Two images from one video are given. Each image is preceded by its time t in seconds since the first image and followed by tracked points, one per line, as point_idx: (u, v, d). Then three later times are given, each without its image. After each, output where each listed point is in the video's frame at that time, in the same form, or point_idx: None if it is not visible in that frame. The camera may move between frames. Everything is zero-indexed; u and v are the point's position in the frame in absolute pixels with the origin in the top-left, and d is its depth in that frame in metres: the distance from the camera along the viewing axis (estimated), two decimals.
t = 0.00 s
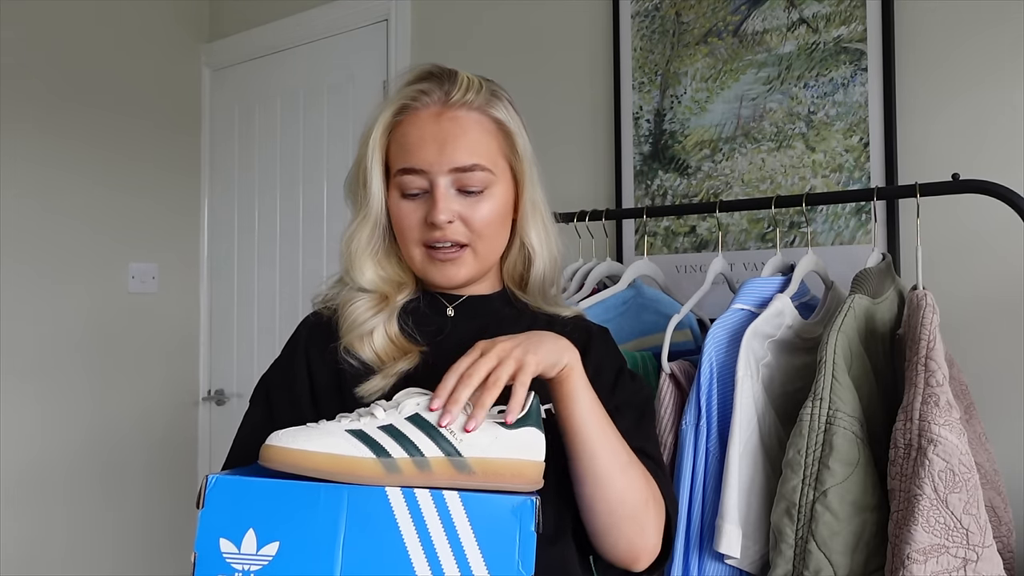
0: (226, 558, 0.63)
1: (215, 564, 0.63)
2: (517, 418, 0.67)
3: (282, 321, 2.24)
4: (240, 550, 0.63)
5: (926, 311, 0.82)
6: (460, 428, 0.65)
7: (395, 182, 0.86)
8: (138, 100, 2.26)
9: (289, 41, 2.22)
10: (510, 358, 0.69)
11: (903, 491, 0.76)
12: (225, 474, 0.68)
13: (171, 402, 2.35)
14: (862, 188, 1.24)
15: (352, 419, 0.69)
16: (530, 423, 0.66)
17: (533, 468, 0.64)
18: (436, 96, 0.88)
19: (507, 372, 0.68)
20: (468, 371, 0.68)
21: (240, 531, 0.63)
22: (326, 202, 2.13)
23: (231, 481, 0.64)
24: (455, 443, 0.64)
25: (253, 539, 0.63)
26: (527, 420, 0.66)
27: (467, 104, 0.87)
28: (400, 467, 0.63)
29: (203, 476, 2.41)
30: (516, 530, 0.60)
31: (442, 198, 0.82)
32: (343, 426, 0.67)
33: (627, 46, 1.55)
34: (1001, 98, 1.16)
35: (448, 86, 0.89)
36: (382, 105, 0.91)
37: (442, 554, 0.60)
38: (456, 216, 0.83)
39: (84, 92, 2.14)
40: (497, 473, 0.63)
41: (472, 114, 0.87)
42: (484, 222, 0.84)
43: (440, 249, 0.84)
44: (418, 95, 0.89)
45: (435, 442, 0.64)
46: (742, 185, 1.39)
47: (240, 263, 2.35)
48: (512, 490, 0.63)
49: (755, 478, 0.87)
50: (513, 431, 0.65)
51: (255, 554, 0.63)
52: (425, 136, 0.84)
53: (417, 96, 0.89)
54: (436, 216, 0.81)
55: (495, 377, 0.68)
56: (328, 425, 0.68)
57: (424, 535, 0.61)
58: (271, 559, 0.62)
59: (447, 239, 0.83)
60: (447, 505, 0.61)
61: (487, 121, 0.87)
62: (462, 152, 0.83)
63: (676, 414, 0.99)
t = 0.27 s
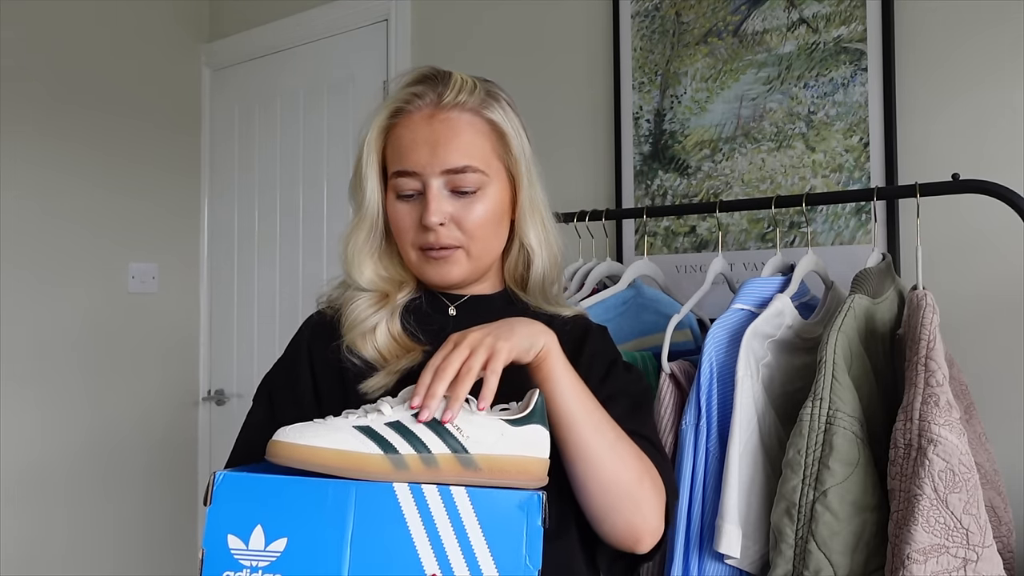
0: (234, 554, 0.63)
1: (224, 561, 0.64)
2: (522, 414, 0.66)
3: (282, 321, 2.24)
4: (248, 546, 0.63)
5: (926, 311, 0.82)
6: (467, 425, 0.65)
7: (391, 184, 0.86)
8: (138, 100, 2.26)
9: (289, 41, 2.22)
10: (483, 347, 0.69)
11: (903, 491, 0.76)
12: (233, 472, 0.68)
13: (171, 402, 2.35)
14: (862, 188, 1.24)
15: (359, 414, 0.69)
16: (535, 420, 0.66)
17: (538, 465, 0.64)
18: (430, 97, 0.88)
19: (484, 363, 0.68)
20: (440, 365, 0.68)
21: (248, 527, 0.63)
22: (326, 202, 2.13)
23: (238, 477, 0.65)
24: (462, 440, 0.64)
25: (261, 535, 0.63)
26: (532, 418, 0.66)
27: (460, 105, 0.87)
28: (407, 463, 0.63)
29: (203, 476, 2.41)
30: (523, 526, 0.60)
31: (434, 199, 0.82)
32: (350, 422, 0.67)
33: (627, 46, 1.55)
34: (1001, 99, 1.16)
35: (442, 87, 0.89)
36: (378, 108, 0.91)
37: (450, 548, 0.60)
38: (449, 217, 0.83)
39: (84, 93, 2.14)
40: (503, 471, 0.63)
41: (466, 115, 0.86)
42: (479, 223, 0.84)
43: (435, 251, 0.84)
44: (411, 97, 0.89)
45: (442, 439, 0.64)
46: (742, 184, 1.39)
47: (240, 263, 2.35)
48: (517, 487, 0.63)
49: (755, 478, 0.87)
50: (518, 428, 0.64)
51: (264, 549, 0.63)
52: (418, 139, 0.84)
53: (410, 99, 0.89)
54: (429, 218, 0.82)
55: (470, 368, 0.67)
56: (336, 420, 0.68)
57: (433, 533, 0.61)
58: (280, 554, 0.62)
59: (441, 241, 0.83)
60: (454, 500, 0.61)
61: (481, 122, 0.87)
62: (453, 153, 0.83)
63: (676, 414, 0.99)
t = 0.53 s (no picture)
0: (250, 541, 0.63)
1: (239, 547, 0.63)
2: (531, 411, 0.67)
3: (283, 321, 2.24)
4: (264, 534, 0.62)
5: (926, 311, 0.82)
6: (482, 419, 0.65)
7: (395, 184, 0.86)
8: (138, 100, 2.27)
9: (289, 41, 2.22)
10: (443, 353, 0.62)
11: (903, 491, 0.76)
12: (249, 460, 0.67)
13: (171, 402, 2.35)
14: (862, 188, 1.24)
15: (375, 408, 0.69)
16: (545, 416, 0.67)
17: (548, 460, 0.65)
18: (435, 98, 0.88)
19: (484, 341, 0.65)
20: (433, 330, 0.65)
21: (265, 515, 0.63)
22: (326, 202, 2.13)
23: (257, 465, 0.64)
24: (477, 433, 0.64)
25: (278, 523, 0.62)
26: (542, 413, 0.68)
27: (465, 106, 0.87)
28: (425, 454, 0.63)
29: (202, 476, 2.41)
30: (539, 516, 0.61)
31: (437, 200, 0.82)
32: (369, 414, 0.67)
33: (627, 46, 1.55)
34: (1001, 99, 1.16)
35: (448, 87, 0.89)
36: (382, 107, 0.91)
37: (465, 538, 0.60)
38: (453, 218, 0.83)
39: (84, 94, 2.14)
40: (515, 465, 0.64)
41: (471, 117, 0.86)
42: (482, 224, 0.84)
43: (439, 251, 0.84)
44: (417, 98, 0.89)
45: (457, 432, 0.64)
46: (742, 185, 1.39)
47: (241, 262, 2.36)
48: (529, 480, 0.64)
49: (755, 478, 0.87)
50: (530, 423, 0.65)
51: (280, 537, 0.62)
52: (423, 140, 0.84)
53: (416, 99, 0.89)
54: (433, 218, 0.82)
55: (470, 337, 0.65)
56: (354, 413, 0.68)
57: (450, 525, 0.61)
58: (297, 542, 0.62)
59: (445, 241, 0.84)
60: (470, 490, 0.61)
61: (486, 124, 0.87)
62: (458, 154, 0.83)
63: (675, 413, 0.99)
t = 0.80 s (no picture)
0: (235, 561, 0.64)
1: (226, 566, 0.64)
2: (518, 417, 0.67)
3: (282, 321, 2.24)
4: (249, 553, 0.64)
5: (926, 311, 0.82)
6: (463, 430, 0.65)
7: (388, 181, 0.87)
8: (138, 100, 2.27)
9: (289, 41, 2.22)
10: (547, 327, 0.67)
11: (903, 491, 0.76)
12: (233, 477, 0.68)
13: (171, 402, 2.35)
14: (862, 188, 1.24)
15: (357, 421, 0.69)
16: (533, 422, 0.66)
17: (537, 469, 0.64)
18: (422, 94, 0.88)
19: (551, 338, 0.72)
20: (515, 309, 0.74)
21: (248, 534, 0.64)
22: (326, 202, 2.13)
23: (239, 485, 0.65)
24: (459, 444, 0.64)
25: (261, 541, 0.64)
26: (529, 419, 0.67)
27: (454, 99, 0.87)
28: (405, 469, 0.64)
29: (203, 476, 2.41)
30: (521, 531, 0.61)
31: (429, 192, 0.82)
32: (348, 429, 0.67)
33: (627, 46, 1.55)
34: (1002, 99, 1.16)
35: (434, 83, 0.89)
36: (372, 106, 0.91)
37: (449, 556, 0.61)
38: (446, 210, 0.82)
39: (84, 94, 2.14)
40: (500, 475, 0.64)
41: (459, 109, 0.87)
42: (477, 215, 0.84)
43: (433, 244, 0.84)
44: (406, 94, 0.89)
45: (438, 444, 0.65)
46: (742, 184, 1.39)
47: (240, 262, 2.36)
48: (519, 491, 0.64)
49: (755, 478, 0.87)
50: (516, 432, 0.65)
51: (264, 556, 0.63)
52: (412, 134, 0.84)
53: (405, 95, 0.89)
54: (425, 210, 0.82)
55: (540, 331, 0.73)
56: (334, 428, 0.68)
57: (431, 541, 0.61)
58: (279, 561, 0.63)
59: (439, 233, 0.83)
60: (451, 507, 0.61)
61: (474, 115, 0.87)
62: (448, 147, 0.83)
63: (676, 413, 0.99)
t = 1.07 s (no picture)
0: None
1: None
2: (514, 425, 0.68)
3: (283, 321, 2.24)
4: (247, 569, 0.63)
5: (926, 311, 0.82)
6: (459, 440, 0.66)
7: (395, 180, 0.86)
8: (138, 100, 2.26)
9: (289, 41, 2.22)
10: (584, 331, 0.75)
11: (903, 491, 0.76)
12: (227, 491, 0.67)
13: (171, 402, 2.35)
14: (862, 188, 1.24)
15: (351, 433, 0.70)
16: (530, 429, 0.68)
17: (534, 476, 0.66)
18: (429, 92, 0.89)
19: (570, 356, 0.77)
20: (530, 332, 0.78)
21: (245, 551, 0.63)
22: (326, 202, 2.13)
23: (233, 502, 0.63)
24: (453, 454, 0.65)
25: (259, 558, 0.63)
26: (526, 426, 0.68)
27: (461, 99, 0.87)
28: (399, 483, 0.64)
29: (202, 476, 2.41)
30: (519, 544, 0.61)
31: (440, 191, 0.82)
32: (342, 443, 0.68)
33: (627, 46, 1.55)
34: (1002, 98, 1.16)
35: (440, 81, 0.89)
36: (379, 105, 0.91)
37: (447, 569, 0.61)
38: (456, 209, 0.82)
39: (85, 94, 2.14)
40: (498, 484, 0.65)
41: (467, 108, 0.87)
42: (485, 215, 0.84)
43: (442, 244, 0.84)
44: (413, 93, 0.89)
45: (433, 456, 0.65)
46: (742, 185, 1.39)
47: (240, 263, 2.36)
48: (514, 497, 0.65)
49: (755, 478, 0.87)
50: (512, 440, 0.66)
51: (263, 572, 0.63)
52: (420, 133, 0.84)
53: (413, 94, 0.89)
54: (435, 210, 0.81)
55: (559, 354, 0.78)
56: (327, 441, 0.68)
57: (427, 551, 0.61)
58: None
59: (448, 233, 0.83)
60: (449, 521, 0.61)
61: (482, 114, 0.88)
62: (457, 146, 0.83)
63: (676, 413, 0.99)
